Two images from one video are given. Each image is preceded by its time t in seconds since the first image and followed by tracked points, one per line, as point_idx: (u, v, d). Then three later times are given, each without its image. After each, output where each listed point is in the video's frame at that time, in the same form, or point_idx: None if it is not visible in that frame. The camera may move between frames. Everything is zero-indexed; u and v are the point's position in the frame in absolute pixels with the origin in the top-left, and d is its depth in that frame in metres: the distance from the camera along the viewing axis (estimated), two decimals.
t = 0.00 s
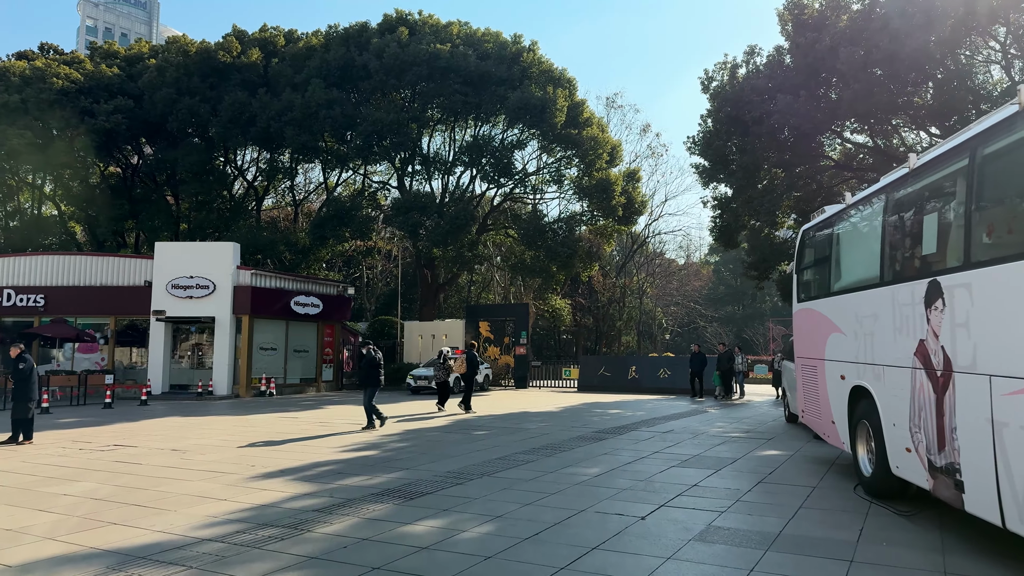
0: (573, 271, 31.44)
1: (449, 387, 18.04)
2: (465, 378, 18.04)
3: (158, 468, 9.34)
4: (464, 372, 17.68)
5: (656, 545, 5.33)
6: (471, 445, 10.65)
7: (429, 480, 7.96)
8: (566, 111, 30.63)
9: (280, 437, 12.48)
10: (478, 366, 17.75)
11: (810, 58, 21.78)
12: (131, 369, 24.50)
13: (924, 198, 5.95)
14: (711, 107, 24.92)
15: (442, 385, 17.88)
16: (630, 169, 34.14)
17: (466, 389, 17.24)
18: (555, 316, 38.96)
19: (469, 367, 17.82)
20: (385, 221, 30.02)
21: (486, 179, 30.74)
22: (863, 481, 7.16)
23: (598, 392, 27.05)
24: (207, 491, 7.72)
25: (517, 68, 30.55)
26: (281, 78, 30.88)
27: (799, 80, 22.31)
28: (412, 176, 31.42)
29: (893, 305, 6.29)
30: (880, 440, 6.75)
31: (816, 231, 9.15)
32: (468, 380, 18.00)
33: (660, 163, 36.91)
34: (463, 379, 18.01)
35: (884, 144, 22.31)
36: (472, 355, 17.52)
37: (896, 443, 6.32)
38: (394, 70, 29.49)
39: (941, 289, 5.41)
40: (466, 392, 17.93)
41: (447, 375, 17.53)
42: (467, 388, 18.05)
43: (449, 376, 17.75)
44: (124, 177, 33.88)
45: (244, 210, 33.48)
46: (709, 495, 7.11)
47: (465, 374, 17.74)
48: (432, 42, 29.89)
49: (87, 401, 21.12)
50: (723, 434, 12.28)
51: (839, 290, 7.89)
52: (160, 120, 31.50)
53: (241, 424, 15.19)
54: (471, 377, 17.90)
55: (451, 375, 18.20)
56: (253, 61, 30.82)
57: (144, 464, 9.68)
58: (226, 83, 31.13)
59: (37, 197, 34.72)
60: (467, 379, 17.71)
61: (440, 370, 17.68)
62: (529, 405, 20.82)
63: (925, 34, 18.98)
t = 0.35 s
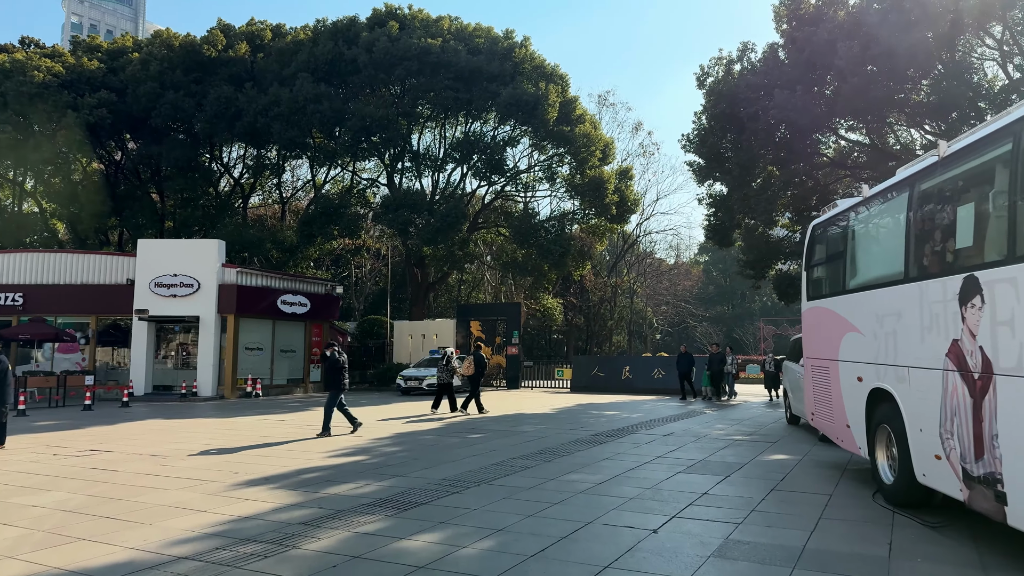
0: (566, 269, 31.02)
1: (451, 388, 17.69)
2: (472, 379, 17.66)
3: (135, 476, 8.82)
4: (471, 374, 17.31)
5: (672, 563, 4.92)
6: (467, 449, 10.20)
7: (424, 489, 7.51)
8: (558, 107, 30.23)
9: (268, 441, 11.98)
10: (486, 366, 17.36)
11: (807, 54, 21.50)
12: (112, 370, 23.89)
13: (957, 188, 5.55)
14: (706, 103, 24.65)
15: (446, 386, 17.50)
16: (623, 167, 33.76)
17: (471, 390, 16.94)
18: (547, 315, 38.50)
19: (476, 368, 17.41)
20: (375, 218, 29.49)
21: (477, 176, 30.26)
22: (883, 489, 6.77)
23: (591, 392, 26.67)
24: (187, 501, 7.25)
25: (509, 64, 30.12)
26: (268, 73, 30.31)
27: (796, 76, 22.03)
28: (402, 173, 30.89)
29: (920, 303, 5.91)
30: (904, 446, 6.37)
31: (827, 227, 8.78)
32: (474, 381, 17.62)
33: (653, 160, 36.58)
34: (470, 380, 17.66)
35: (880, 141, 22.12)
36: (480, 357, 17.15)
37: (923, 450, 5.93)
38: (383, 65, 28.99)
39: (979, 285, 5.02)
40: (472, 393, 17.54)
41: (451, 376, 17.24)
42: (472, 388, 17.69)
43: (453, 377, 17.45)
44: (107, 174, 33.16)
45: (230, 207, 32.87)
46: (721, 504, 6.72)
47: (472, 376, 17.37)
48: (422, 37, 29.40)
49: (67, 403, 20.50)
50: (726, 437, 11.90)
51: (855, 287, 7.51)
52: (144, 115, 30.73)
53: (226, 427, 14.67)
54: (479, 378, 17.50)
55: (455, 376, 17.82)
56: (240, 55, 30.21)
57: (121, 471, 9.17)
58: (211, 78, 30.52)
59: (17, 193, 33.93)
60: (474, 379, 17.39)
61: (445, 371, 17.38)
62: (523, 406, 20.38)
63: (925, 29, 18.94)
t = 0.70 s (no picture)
0: (557, 269, 30.62)
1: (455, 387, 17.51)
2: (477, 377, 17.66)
3: (111, 483, 8.31)
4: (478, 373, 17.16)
5: None
6: (462, 454, 9.78)
7: (418, 497, 7.07)
8: (550, 104, 29.84)
9: (254, 444, 11.52)
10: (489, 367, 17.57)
11: (803, 50, 21.25)
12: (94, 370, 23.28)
13: (994, 178, 5.18)
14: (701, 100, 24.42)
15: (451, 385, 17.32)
16: (615, 165, 33.43)
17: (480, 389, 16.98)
18: (538, 314, 38.09)
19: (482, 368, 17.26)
20: (364, 216, 28.97)
21: (468, 173, 29.81)
22: (905, 497, 6.38)
23: (583, 393, 26.30)
24: (166, 511, 6.79)
25: (501, 60, 29.70)
26: (254, 68, 29.74)
27: (792, 72, 21.78)
28: (392, 170, 30.38)
29: (950, 301, 5.55)
30: (930, 452, 6.00)
31: (839, 223, 8.41)
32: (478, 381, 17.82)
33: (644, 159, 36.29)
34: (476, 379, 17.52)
35: (876, 139, 21.92)
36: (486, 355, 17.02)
37: (953, 457, 5.56)
38: (373, 60, 28.51)
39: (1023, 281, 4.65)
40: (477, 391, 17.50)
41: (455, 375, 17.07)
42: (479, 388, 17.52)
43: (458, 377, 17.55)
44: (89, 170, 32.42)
45: (215, 204, 32.24)
46: (734, 514, 6.33)
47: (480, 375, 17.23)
48: (412, 31, 28.94)
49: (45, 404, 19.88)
50: (728, 440, 11.56)
51: (872, 284, 7.14)
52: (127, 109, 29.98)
53: (210, 429, 14.15)
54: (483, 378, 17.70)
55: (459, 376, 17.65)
56: (226, 49, 29.60)
57: (97, 477, 8.68)
58: (197, 72, 29.91)
59: None
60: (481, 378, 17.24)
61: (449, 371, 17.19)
62: (516, 407, 19.99)
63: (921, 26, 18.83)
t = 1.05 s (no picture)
0: (548, 267, 30.24)
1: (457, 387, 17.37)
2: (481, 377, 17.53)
3: (83, 491, 7.81)
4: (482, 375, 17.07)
5: None
6: (455, 458, 9.35)
7: (411, 506, 6.64)
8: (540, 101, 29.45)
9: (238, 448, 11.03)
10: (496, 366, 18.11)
11: (798, 46, 21.01)
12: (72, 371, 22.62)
13: None
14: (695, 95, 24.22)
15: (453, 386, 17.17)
16: (605, 163, 33.11)
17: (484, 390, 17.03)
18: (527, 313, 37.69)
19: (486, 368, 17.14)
20: (351, 213, 28.45)
21: (457, 170, 29.35)
22: (927, 505, 6.04)
23: (574, 393, 25.93)
24: (141, 523, 6.32)
25: (491, 55, 29.29)
26: (239, 62, 29.12)
27: (786, 68, 21.54)
28: (380, 166, 29.86)
29: (983, 298, 5.21)
30: (957, 459, 5.66)
31: (850, 218, 8.06)
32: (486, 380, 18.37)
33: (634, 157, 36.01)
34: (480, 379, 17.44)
35: (870, 138, 21.75)
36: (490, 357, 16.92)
37: (984, 464, 5.22)
38: (362, 54, 28.00)
39: None
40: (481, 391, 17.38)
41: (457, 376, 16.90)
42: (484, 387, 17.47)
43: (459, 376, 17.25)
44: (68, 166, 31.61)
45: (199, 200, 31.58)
46: (750, 524, 5.94)
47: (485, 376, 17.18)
48: (401, 25, 28.48)
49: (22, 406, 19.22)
50: (728, 442, 11.23)
51: (889, 280, 6.81)
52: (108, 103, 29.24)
53: (192, 432, 13.61)
54: (489, 377, 18.23)
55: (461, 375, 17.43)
56: (210, 42, 28.95)
57: (69, 485, 8.18)
58: (180, 65, 29.23)
59: None
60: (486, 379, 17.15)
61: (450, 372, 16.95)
62: (507, 408, 19.56)
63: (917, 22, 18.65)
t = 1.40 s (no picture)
0: (537, 266, 29.85)
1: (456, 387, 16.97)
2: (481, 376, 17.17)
3: (50, 503, 7.29)
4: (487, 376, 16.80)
5: None
6: (447, 464, 8.91)
7: (402, 518, 6.20)
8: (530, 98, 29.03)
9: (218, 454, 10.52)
10: (497, 367, 17.93)
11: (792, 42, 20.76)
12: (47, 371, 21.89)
13: None
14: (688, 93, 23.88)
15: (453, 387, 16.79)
16: (595, 161, 32.76)
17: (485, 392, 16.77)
18: (515, 313, 37.28)
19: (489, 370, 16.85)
20: (337, 210, 27.90)
21: (444, 168, 28.87)
22: (952, 516, 5.69)
23: (564, 394, 25.57)
24: (108, 538, 5.83)
25: (479, 50, 28.84)
26: (221, 55, 28.46)
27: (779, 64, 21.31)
28: (366, 163, 29.31)
29: (1020, 294, 4.85)
30: (987, 468, 5.31)
31: (862, 213, 7.71)
32: (484, 380, 18.32)
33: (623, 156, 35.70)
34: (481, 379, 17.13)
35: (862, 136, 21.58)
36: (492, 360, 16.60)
37: (1019, 472, 4.87)
38: (349, 47, 27.45)
39: None
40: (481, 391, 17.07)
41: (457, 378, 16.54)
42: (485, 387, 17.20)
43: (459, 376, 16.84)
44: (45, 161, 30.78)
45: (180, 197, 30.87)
46: (766, 536, 5.56)
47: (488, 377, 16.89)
48: (388, 19, 27.97)
49: None
50: (728, 446, 10.88)
51: (907, 278, 6.45)
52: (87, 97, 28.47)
53: (171, 437, 13.05)
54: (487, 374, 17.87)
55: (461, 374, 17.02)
56: (192, 35, 28.27)
57: (36, 495, 7.65)
58: (161, 58, 28.53)
59: None
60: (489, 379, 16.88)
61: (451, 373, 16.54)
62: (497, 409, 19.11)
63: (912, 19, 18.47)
